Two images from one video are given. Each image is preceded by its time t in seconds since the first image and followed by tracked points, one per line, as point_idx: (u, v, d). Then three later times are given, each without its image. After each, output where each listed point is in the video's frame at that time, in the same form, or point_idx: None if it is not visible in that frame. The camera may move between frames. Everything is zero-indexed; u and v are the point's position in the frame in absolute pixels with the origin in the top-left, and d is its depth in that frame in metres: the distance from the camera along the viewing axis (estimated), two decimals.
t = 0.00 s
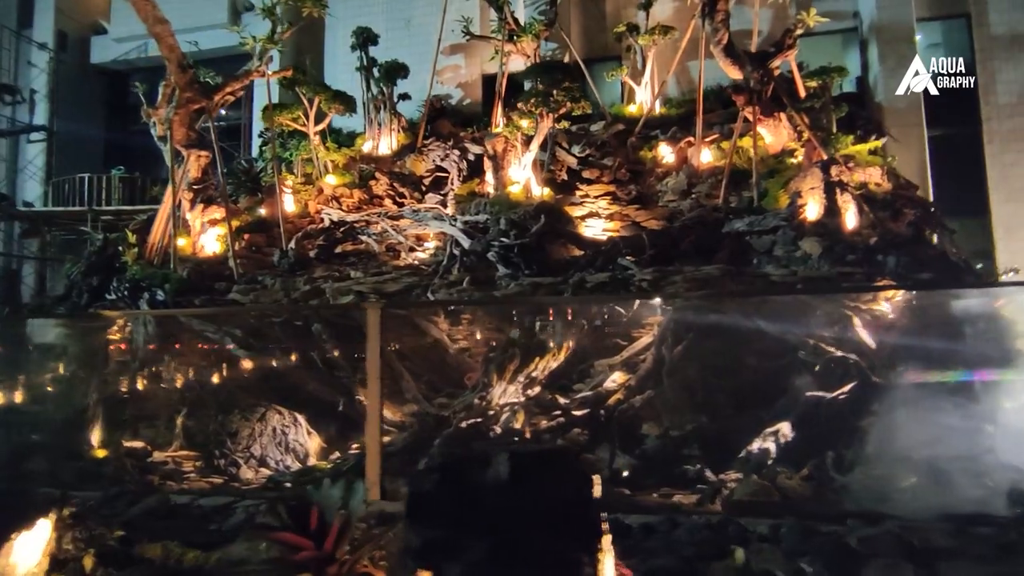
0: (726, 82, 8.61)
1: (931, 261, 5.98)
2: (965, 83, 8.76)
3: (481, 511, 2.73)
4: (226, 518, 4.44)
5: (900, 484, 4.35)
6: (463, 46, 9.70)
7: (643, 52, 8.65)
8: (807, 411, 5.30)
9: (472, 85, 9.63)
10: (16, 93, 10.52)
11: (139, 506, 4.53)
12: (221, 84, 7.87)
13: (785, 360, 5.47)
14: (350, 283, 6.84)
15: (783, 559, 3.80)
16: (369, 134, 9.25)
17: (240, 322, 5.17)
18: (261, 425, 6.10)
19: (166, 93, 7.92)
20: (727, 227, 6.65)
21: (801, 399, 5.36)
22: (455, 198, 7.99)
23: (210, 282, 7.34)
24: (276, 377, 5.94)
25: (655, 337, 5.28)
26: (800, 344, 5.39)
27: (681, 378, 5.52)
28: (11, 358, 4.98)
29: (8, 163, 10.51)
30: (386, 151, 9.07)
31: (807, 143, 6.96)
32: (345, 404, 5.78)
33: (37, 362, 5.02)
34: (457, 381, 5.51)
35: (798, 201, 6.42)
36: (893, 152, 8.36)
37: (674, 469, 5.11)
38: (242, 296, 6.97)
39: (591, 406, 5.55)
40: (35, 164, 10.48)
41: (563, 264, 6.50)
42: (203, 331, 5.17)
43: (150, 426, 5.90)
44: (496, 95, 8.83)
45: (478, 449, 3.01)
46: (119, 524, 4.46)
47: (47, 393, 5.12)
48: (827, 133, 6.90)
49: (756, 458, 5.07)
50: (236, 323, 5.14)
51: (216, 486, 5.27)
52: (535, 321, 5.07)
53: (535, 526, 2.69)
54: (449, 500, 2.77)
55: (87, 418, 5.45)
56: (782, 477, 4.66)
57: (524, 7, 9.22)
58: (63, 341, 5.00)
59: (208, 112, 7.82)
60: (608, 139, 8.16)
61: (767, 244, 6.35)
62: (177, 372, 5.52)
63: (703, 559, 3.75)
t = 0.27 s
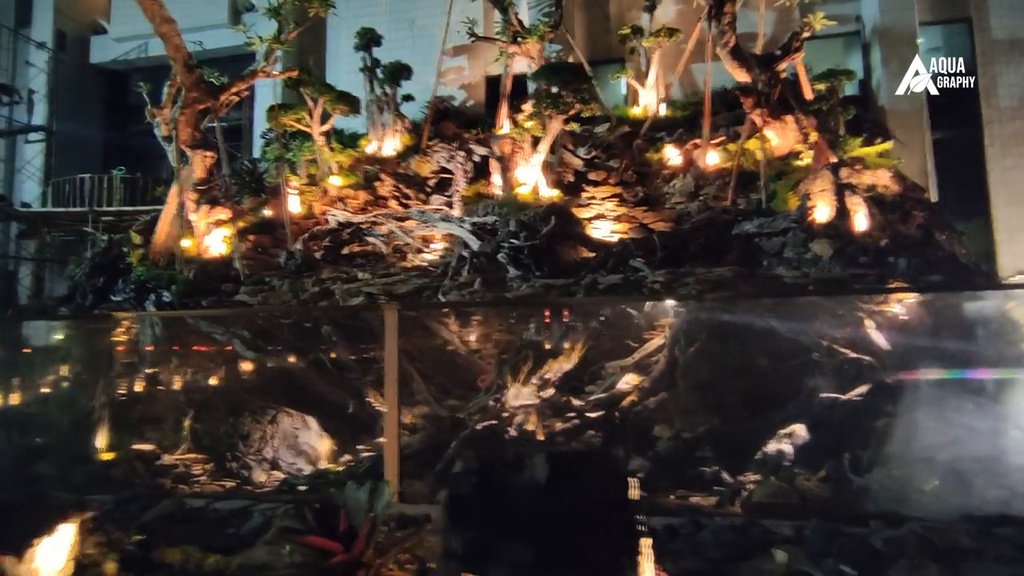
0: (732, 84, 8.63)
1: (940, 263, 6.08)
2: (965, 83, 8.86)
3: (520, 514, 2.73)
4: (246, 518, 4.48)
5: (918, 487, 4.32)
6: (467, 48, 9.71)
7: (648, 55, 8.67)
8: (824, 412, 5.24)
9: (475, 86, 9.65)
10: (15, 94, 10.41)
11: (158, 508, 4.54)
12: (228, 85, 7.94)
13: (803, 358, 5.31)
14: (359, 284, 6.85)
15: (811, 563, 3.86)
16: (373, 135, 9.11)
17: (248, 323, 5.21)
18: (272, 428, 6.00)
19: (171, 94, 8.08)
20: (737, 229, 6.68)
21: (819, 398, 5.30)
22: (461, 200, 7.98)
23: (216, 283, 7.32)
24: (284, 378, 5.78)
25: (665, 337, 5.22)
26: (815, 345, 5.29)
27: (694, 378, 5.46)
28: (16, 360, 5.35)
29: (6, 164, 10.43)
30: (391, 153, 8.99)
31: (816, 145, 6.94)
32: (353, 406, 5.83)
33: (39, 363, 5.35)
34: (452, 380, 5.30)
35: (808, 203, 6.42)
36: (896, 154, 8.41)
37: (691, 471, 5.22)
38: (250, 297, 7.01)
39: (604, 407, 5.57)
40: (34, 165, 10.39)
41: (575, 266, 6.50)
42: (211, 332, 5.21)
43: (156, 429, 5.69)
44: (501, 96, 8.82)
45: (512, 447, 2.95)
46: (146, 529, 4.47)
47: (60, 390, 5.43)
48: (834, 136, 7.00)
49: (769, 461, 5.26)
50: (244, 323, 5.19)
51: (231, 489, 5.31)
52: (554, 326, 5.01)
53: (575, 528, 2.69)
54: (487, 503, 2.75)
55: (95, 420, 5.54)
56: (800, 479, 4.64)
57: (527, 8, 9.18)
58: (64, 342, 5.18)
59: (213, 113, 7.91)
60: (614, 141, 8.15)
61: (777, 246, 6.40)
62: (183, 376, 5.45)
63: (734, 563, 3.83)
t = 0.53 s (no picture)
0: (732, 87, 8.71)
1: (943, 267, 6.18)
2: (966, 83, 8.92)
3: (561, 516, 2.74)
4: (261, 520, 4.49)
5: (928, 486, 4.52)
6: (468, 49, 9.70)
7: (650, 57, 8.71)
8: (839, 415, 4.91)
9: (476, 87, 9.62)
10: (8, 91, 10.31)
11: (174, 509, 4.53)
12: (229, 83, 7.90)
13: (810, 356, 5.05)
14: (362, 284, 6.80)
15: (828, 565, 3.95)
16: (373, 136, 9.14)
17: (253, 324, 5.30)
18: (279, 430, 5.85)
19: (173, 92, 8.11)
20: (743, 232, 6.71)
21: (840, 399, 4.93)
22: (465, 202, 7.96)
23: (218, 284, 7.31)
24: (286, 378, 5.79)
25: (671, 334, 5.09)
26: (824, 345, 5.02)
27: (705, 379, 5.37)
28: (13, 361, 5.12)
29: None
30: (392, 153, 9.01)
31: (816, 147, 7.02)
32: (361, 409, 5.66)
33: (38, 363, 5.13)
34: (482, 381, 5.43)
35: (813, 207, 6.49)
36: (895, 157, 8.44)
37: (704, 476, 5.16)
38: (254, 298, 6.95)
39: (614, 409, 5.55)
40: (26, 162, 10.29)
41: (582, 268, 6.50)
42: (215, 334, 5.33)
43: (159, 430, 5.72)
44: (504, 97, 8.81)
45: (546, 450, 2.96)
46: (164, 534, 4.47)
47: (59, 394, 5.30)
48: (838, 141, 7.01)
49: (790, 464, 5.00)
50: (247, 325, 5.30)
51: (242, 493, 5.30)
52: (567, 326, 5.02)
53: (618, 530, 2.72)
54: (527, 505, 2.77)
55: (96, 422, 5.52)
56: (814, 480, 4.88)
57: (529, 9, 9.09)
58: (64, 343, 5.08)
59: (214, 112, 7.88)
60: (616, 143, 8.14)
61: (782, 249, 6.44)
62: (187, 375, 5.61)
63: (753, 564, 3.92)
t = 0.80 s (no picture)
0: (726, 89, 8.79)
1: (936, 269, 6.34)
2: (964, 84, 8.96)
3: (591, 511, 2.83)
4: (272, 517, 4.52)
5: (926, 483, 4.84)
6: (461, 48, 9.72)
7: (644, 60, 8.80)
8: (830, 408, 5.27)
9: (470, 87, 9.65)
10: None
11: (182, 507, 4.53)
12: (224, 79, 7.90)
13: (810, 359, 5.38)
14: (361, 283, 6.80)
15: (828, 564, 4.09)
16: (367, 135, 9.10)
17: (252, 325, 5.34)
18: (281, 429, 5.90)
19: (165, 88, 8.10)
20: (738, 234, 6.82)
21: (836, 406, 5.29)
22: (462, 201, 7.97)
23: (214, 282, 7.28)
24: (287, 377, 5.82)
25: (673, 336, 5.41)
26: (820, 346, 5.35)
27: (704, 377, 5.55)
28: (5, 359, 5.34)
29: None
30: (387, 152, 9.02)
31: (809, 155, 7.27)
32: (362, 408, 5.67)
33: (28, 361, 5.33)
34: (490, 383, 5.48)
35: (808, 209, 6.61)
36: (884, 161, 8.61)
37: (708, 472, 5.27)
38: (251, 296, 6.92)
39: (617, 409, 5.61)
40: (8, 157, 10.13)
41: (581, 268, 6.54)
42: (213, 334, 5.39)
43: (156, 431, 5.83)
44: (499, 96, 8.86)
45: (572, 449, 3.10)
46: (177, 534, 4.57)
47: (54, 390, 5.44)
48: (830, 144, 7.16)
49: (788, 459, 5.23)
50: (246, 326, 5.32)
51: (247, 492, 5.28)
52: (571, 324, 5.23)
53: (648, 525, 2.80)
54: (557, 500, 2.88)
55: (91, 421, 5.67)
56: (817, 477, 5.08)
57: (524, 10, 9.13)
58: (55, 342, 5.26)
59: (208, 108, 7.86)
60: (612, 144, 8.21)
61: (778, 251, 6.56)
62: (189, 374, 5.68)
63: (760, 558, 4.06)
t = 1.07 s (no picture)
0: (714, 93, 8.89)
1: (919, 270, 6.56)
2: (965, 83, 9.06)
3: (617, 507, 2.93)
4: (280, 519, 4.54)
5: (916, 477, 5.17)
6: (450, 49, 9.78)
7: (632, 63, 8.93)
8: (822, 404, 5.36)
9: (459, 88, 9.71)
10: None
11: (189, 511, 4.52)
12: (213, 79, 7.84)
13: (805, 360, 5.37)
14: (356, 285, 6.82)
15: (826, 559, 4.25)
16: (356, 135, 9.08)
17: (243, 323, 5.71)
18: (278, 432, 5.81)
19: (152, 87, 8.02)
20: (728, 236, 6.97)
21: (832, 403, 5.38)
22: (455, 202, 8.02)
23: (205, 284, 7.21)
24: (281, 378, 5.78)
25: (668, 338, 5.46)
26: (814, 345, 5.37)
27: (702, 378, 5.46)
28: None
29: None
30: (375, 152, 9.02)
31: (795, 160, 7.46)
32: (359, 410, 5.63)
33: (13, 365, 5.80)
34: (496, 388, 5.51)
35: (795, 212, 6.81)
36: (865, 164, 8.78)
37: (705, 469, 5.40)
38: (244, 298, 6.88)
39: (615, 409, 5.60)
40: None
41: (576, 269, 6.63)
42: (203, 334, 5.71)
43: (146, 435, 5.83)
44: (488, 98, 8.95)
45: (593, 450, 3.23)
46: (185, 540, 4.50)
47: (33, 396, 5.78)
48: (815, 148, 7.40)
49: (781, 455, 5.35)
50: (237, 322, 5.69)
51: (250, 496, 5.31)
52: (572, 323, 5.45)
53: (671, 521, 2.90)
54: (583, 498, 2.99)
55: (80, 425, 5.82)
56: (811, 472, 5.29)
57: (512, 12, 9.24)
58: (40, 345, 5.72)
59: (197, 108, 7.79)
60: (602, 147, 8.31)
61: (767, 252, 6.72)
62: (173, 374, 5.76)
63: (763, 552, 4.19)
